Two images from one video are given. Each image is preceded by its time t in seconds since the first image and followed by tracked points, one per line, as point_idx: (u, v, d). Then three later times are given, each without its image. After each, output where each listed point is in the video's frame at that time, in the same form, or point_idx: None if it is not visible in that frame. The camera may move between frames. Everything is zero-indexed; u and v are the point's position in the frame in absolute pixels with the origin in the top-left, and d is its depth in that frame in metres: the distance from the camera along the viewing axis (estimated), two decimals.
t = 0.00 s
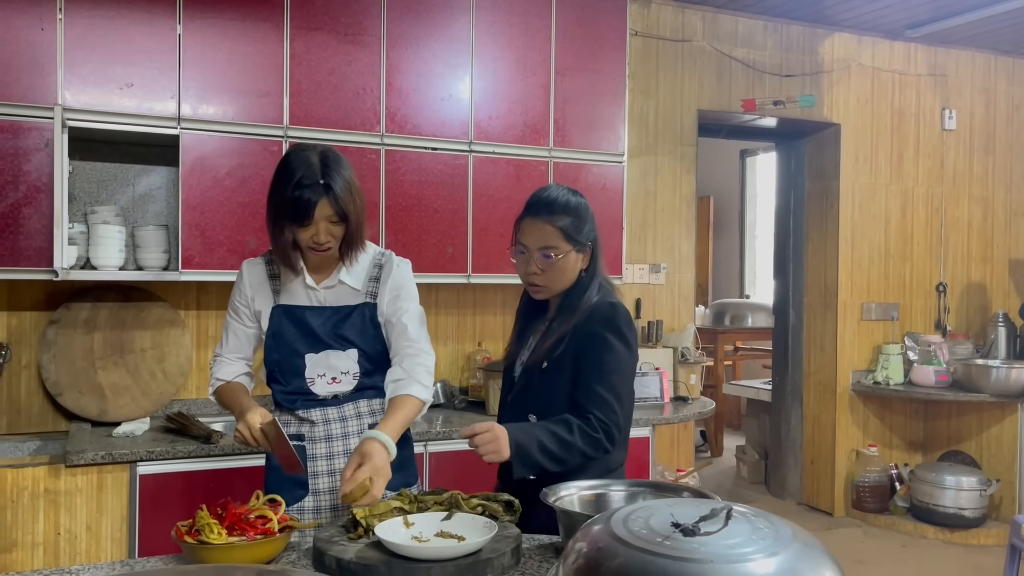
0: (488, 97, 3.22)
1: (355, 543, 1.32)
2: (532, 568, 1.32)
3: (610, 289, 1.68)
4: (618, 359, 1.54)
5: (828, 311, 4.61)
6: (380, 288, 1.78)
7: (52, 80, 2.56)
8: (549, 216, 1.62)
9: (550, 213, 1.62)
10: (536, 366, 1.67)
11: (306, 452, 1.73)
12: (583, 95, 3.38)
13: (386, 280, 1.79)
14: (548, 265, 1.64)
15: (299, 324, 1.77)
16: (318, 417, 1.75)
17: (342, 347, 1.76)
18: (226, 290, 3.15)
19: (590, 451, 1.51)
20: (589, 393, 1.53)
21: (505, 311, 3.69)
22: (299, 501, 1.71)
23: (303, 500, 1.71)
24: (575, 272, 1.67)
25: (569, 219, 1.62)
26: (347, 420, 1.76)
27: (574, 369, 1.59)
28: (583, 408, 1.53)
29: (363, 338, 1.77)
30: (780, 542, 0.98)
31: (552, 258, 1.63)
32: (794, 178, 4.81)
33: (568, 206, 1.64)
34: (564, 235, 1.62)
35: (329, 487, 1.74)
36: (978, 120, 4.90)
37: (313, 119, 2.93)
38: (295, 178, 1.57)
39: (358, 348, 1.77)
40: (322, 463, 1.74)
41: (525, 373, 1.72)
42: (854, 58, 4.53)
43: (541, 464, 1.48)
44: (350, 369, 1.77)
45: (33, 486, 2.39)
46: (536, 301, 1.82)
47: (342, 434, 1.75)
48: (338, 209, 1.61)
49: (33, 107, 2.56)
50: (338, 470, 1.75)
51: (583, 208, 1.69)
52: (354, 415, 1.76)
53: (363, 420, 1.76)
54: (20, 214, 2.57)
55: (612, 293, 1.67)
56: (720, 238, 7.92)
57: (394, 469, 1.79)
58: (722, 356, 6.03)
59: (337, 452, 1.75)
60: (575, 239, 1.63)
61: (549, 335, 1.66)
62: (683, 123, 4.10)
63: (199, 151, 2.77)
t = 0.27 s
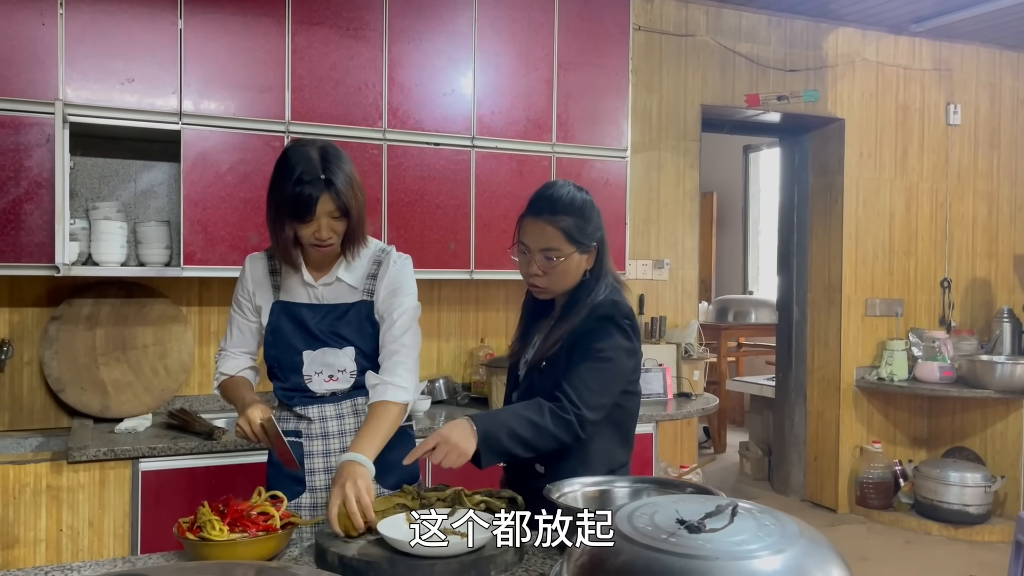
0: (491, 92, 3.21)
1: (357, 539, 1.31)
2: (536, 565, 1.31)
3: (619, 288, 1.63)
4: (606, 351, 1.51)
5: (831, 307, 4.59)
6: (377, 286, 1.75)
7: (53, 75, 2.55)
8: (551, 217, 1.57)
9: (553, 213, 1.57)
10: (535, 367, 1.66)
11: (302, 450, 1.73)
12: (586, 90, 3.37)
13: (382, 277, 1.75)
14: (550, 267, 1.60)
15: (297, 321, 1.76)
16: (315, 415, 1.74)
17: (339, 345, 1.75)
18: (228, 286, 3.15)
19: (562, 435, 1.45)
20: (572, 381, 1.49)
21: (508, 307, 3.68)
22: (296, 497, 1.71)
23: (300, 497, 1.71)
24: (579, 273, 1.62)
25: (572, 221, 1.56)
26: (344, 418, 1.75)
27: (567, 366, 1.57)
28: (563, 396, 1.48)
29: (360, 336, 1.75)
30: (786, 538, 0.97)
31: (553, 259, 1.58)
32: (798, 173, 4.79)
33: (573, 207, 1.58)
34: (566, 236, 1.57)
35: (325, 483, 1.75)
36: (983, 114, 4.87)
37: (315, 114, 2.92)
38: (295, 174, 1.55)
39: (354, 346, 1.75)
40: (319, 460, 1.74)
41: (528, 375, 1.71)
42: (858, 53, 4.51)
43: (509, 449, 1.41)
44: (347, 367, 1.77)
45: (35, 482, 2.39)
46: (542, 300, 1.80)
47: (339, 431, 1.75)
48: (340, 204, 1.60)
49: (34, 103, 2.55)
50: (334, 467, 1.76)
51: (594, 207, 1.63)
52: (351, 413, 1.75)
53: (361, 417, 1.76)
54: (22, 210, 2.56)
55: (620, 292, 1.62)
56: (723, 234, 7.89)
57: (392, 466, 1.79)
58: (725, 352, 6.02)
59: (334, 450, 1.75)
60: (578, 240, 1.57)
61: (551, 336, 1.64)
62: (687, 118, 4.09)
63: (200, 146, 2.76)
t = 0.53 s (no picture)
0: (494, 86, 3.19)
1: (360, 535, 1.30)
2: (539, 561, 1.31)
3: (623, 286, 1.62)
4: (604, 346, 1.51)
5: (835, 302, 4.57)
6: (380, 280, 1.74)
7: (55, 69, 2.54)
8: (553, 216, 1.55)
9: (555, 213, 1.55)
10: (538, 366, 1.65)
11: (305, 445, 1.73)
12: (590, 84, 3.35)
13: (386, 272, 1.74)
14: (551, 267, 1.58)
15: (299, 316, 1.75)
16: (317, 410, 1.73)
17: (341, 340, 1.74)
18: (231, 281, 3.14)
19: (558, 428, 1.44)
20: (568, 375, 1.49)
21: (511, 302, 3.67)
22: (299, 492, 1.72)
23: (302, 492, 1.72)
24: (581, 272, 1.61)
25: (574, 220, 1.55)
26: (347, 413, 1.74)
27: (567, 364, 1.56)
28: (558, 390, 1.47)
29: (362, 331, 1.74)
30: (793, 533, 0.95)
31: (554, 259, 1.57)
32: (802, 167, 4.78)
33: (575, 205, 1.56)
34: (567, 235, 1.55)
35: (329, 479, 1.75)
36: (989, 109, 4.84)
37: (317, 108, 2.90)
38: (304, 167, 1.54)
39: (357, 341, 1.74)
40: (322, 455, 1.74)
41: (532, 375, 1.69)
42: (863, 46, 4.48)
43: (503, 446, 1.39)
44: (349, 361, 1.74)
45: (37, 477, 2.39)
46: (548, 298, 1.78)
47: (342, 427, 1.74)
48: (350, 194, 1.59)
49: (35, 97, 2.54)
50: (337, 463, 1.75)
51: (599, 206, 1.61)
52: (354, 408, 1.75)
53: (364, 412, 1.76)
54: (23, 204, 2.55)
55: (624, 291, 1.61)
56: (727, 230, 7.87)
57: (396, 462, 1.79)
58: (729, 347, 6.00)
59: (337, 445, 1.75)
60: (580, 239, 1.56)
61: (551, 337, 1.63)
62: (690, 112, 4.06)
63: (202, 140, 2.75)
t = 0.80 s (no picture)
0: (497, 80, 3.18)
1: (364, 531, 1.29)
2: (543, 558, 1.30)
3: (628, 280, 1.61)
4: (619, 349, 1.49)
5: (840, 298, 4.55)
6: (389, 276, 1.75)
7: (57, 63, 2.53)
8: (558, 213, 1.55)
9: (560, 209, 1.55)
10: (546, 365, 1.64)
11: (311, 440, 1.71)
12: (593, 78, 3.33)
13: (395, 268, 1.75)
14: (556, 263, 1.59)
15: (306, 310, 1.74)
16: (323, 406, 1.72)
17: (349, 335, 1.74)
18: (233, 276, 3.13)
19: (580, 428, 1.42)
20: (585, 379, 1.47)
21: (514, 298, 3.66)
22: (305, 489, 1.70)
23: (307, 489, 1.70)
24: (586, 267, 1.60)
25: (578, 215, 1.54)
26: (353, 409, 1.73)
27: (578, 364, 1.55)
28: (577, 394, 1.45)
29: (370, 326, 1.75)
30: (802, 529, 0.94)
31: (559, 255, 1.57)
32: (806, 162, 4.76)
33: (580, 201, 1.56)
34: (573, 231, 1.55)
35: (335, 476, 1.72)
36: (994, 103, 4.81)
37: (320, 103, 2.89)
38: (311, 164, 1.53)
39: (365, 336, 1.74)
40: (328, 451, 1.72)
41: (538, 372, 1.69)
42: (868, 41, 4.45)
43: (527, 442, 1.39)
44: (357, 356, 1.75)
45: (40, 473, 2.38)
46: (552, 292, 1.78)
47: (348, 422, 1.73)
48: (356, 193, 1.58)
49: (37, 91, 2.53)
50: (344, 458, 1.73)
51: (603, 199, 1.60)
52: (360, 403, 1.73)
53: (370, 407, 1.74)
54: (26, 199, 2.54)
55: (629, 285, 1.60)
56: (730, 225, 7.85)
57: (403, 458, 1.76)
58: (732, 343, 5.99)
59: (344, 441, 1.72)
60: (585, 235, 1.55)
61: (556, 334, 1.62)
62: (694, 107, 4.05)
63: (205, 135, 2.74)
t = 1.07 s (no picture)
0: (501, 75, 3.17)
1: (370, 527, 1.29)
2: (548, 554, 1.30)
3: (634, 268, 1.65)
4: (656, 348, 1.53)
5: (844, 294, 4.54)
6: (397, 271, 1.76)
7: (60, 59, 2.53)
8: (572, 201, 1.58)
9: (573, 198, 1.58)
10: (565, 355, 1.64)
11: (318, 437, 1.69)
12: (598, 73, 3.32)
13: (403, 264, 1.76)
14: (568, 249, 1.61)
15: (312, 304, 1.74)
16: (330, 402, 1.71)
17: (357, 330, 1.74)
18: (237, 272, 3.13)
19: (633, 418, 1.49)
20: (629, 382, 1.52)
21: (518, 294, 3.65)
22: (310, 486, 1.68)
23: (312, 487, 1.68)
24: (594, 255, 1.63)
25: (591, 203, 1.57)
26: (360, 405, 1.73)
27: (606, 360, 1.57)
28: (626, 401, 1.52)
29: (378, 321, 1.75)
30: (810, 526, 0.94)
31: (573, 242, 1.59)
32: (811, 157, 4.74)
33: (591, 190, 1.58)
34: (586, 219, 1.57)
35: (342, 472, 1.71)
36: (1000, 98, 4.79)
37: (324, 98, 2.88)
38: (323, 156, 1.53)
39: (373, 331, 1.74)
40: (336, 448, 1.70)
41: (548, 362, 1.69)
42: (873, 35, 4.43)
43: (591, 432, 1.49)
44: (364, 352, 1.75)
45: (45, 469, 2.39)
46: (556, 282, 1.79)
47: (355, 418, 1.72)
48: (368, 183, 1.58)
49: (41, 87, 2.53)
50: (351, 455, 1.72)
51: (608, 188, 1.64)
52: (367, 399, 1.74)
53: (377, 403, 1.75)
54: (30, 195, 2.54)
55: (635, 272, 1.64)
56: (734, 221, 7.82)
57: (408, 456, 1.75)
58: (736, 339, 5.97)
59: (351, 437, 1.72)
60: (597, 223, 1.58)
61: (572, 325, 1.63)
62: (699, 102, 4.03)
63: (208, 131, 2.74)
